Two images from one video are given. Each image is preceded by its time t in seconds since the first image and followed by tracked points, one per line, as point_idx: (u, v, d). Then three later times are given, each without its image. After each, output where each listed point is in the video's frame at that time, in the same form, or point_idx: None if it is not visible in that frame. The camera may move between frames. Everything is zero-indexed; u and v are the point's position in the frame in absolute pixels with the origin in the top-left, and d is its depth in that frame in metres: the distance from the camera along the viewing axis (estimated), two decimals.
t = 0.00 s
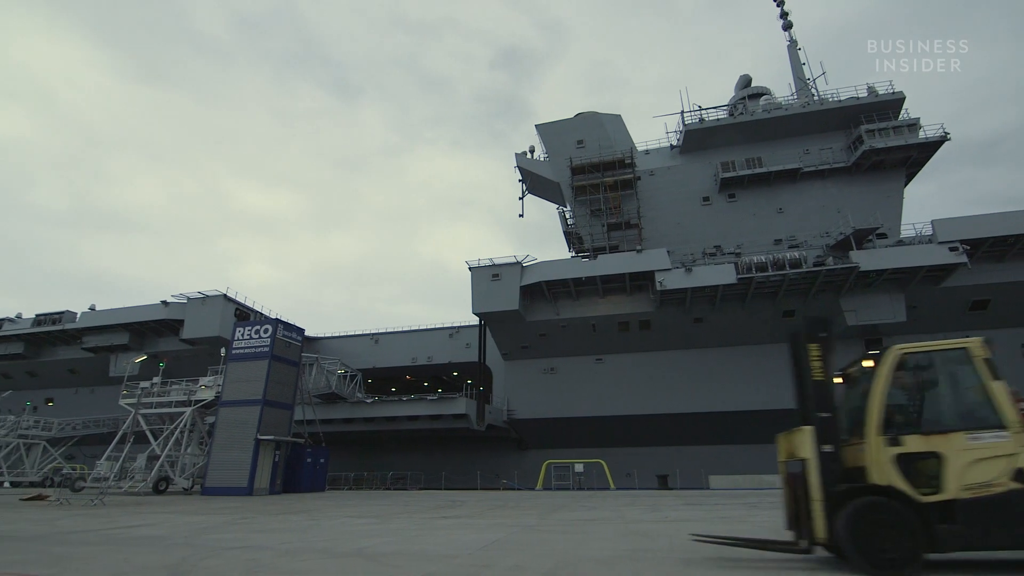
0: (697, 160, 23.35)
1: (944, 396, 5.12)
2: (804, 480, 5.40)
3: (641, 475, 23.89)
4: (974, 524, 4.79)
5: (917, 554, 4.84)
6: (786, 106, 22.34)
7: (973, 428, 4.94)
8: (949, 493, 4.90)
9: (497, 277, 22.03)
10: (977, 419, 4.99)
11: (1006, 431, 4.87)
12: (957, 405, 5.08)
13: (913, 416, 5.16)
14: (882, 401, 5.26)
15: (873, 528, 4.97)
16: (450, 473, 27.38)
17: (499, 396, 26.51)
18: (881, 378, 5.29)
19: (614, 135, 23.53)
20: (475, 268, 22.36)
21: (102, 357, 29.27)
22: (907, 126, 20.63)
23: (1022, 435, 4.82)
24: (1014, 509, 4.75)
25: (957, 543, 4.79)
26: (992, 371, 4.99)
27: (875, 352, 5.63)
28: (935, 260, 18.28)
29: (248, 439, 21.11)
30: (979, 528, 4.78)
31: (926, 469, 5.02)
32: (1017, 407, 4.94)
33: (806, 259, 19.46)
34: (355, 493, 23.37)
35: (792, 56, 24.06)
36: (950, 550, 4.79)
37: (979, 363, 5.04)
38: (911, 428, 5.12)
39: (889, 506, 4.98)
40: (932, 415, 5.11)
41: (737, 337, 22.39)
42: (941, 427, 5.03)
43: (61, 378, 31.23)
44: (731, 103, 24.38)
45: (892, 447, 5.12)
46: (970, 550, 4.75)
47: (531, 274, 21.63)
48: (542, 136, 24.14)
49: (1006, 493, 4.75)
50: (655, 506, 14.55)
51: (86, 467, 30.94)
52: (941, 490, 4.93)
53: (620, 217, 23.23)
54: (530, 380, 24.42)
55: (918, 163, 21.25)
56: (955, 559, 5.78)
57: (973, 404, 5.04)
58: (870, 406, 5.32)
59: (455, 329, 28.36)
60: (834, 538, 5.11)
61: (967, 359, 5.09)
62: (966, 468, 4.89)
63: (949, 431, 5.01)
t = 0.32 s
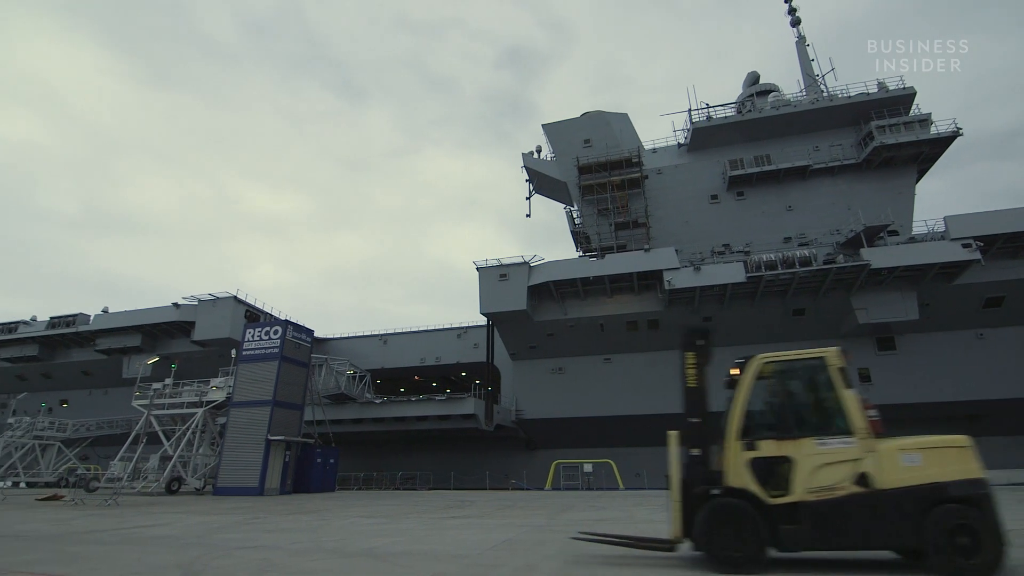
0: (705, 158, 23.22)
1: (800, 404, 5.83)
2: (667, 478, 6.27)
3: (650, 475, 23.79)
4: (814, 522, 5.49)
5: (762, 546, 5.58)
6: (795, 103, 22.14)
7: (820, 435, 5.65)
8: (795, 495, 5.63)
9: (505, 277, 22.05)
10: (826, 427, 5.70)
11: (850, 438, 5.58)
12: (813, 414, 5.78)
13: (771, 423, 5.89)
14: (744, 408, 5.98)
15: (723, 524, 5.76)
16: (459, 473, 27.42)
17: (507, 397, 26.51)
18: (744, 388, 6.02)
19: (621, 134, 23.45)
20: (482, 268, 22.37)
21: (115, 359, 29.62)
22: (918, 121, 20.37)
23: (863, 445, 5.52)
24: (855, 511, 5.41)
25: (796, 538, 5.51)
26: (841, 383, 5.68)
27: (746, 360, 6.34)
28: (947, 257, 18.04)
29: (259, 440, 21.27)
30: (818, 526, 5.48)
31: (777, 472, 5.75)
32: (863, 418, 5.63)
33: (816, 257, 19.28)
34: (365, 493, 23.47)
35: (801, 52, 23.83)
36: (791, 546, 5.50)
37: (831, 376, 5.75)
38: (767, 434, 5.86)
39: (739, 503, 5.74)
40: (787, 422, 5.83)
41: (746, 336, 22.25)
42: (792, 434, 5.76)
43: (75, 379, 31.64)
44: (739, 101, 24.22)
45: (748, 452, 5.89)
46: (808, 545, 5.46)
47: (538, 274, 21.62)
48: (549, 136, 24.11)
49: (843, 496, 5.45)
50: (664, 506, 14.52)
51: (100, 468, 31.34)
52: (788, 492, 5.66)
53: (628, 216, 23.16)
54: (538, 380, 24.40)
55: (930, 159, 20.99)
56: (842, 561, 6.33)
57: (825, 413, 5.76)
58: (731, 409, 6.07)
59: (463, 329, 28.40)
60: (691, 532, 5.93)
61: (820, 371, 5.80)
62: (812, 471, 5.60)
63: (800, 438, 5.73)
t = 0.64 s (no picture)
0: (714, 156, 23.06)
1: (651, 408, 5.80)
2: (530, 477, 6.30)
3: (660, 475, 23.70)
4: (653, 523, 5.50)
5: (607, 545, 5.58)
6: (805, 99, 21.92)
7: (663, 438, 5.62)
8: (637, 496, 5.62)
9: (513, 277, 22.06)
10: (672, 430, 5.65)
11: (689, 442, 5.54)
12: (665, 417, 5.73)
13: (624, 426, 5.86)
14: (601, 412, 5.97)
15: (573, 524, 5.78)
16: (469, 474, 27.45)
17: (517, 396, 26.51)
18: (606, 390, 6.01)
19: (629, 133, 23.37)
20: (491, 269, 22.40)
21: (129, 361, 30.02)
22: (930, 116, 20.11)
23: (700, 448, 5.49)
24: (686, 512, 5.42)
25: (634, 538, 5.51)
26: (688, 389, 5.66)
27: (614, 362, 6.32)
28: (962, 253, 17.79)
29: (270, 440, 21.46)
30: (655, 527, 5.48)
31: (624, 474, 5.73)
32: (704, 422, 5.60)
33: (828, 254, 19.06)
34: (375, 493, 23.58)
35: (810, 47, 23.60)
36: (631, 547, 5.51)
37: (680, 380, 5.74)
38: (619, 437, 5.84)
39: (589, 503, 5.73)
40: (639, 424, 5.81)
41: (756, 335, 22.09)
42: (640, 438, 5.73)
43: (91, 381, 32.11)
44: (748, 98, 24.04)
45: (600, 454, 5.87)
46: (645, 546, 5.48)
47: (547, 274, 21.61)
48: (556, 136, 24.09)
49: (679, 498, 5.43)
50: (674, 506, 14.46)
51: (115, 468, 31.78)
52: (631, 493, 5.65)
53: (636, 215, 23.09)
54: (547, 380, 24.37)
55: (943, 155, 20.70)
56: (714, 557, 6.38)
57: (672, 416, 5.73)
58: (589, 411, 6.06)
59: (472, 330, 28.46)
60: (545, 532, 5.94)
61: (673, 375, 5.78)
62: (653, 474, 5.58)
63: (647, 441, 5.71)
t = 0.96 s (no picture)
0: (724, 154, 22.90)
1: (521, 417, 6.76)
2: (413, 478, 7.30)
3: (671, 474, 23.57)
4: (513, 519, 6.43)
5: (474, 538, 6.52)
6: (815, 95, 21.67)
7: (527, 443, 6.56)
8: (502, 495, 6.58)
9: (522, 277, 22.05)
10: (537, 437, 6.61)
11: (550, 447, 6.47)
12: (533, 425, 6.67)
13: (499, 432, 6.84)
14: (478, 419, 6.94)
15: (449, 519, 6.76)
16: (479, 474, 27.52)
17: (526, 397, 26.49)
18: (484, 399, 6.99)
19: (637, 131, 23.27)
20: (500, 269, 22.39)
21: (143, 363, 30.39)
22: (944, 111, 19.81)
23: (559, 452, 6.40)
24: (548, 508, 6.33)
25: (497, 531, 6.48)
26: (552, 399, 6.58)
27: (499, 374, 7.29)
28: (978, 249, 17.51)
29: (283, 441, 21.65)
30: (515, 521, 6.42)
31: (495, 475, 6.69)
32: (565, 429, 6.51)
33: (840, 251, 18.84)
34: (386, 492, 23.70)
35: (821, 42, 23.36)
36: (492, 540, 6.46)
37: (548, 391, 6.66)
38: (493, 442, 6.82)
39: (460, 501, 6.70)
40: (511, 430, 6.78)
41: (767, 334, 21.90)
42: (510, 442, 6.70)
43: (106, 383, 32.58)
44: (757, 94, 23.83)
45: (475, 458, 6.85)
46: (505, 539, 6.42)
47: (556, 273, 21.58)
48: (564, 135, 24.04)
49: (537, 496, 6.38)
50: (685, 505, 14.42)
51: (131, 468, 32.23)
52: (498, 492, 6.61)
53: (645, 214, 22.99)
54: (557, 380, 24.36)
55: (957, 150, 20.40)
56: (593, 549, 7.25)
57: (539, 423, 6.67)
58: (470, 418, 7.06)
59: (481, 330, 28.52)
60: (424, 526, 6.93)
61: (542, 387, 6.71)
62: (518, 475, 6.54)
63: (515, 445, 6.67)
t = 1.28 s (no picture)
0: (732, 152, 22.76)
1: (426, 423, 7.91)
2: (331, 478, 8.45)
3: (681, 475, 23.48)
4: (411, 515, 7.59)
5: (379, 532, 7.66)
6: (824, 91, 21.48)
7: (428, 446, 7.71)
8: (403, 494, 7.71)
9: (529, 277, 22.05)
10: (435, 443, 7.74)
11: (447, 450, 7.61)
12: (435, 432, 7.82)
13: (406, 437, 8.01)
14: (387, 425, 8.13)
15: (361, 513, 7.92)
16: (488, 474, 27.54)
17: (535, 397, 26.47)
18: (395, 406, 8.14)
19: (644, 130, 23.19)
20: (507, 269, 22.41)
21: (156, 364, 30.74)
22: (956, 106, 19.55)
23: (454, 455, 7.54)
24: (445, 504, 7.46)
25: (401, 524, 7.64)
26: (452, 407, 7.73)
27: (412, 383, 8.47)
28: (992, 246, 17.29)
29: (293, 441, 21.80)
30: (417, 516, 7.57)
31: (399, 476, 7.87)
32: (461, 434, 7.63)
33: (850, 249, 18.65)
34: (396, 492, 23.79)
35: (829, 38, 23.14)
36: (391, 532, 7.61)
37: (450, 399, 7.82)
38: (400, 446, 8.00)
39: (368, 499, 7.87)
40: (418, 436, 7.96)
41: (777, 333, 21.73)
42: (413, 447, 7.88)
43: (119, 384, 32.97)
44: (765, 91, 23.65)
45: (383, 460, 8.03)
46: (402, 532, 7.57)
47: (563, 273, 21.54)
48: (571, 135, 24.01)
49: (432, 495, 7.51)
50: (694, 505, 14.37)
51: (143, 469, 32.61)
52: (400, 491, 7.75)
53: (653, 212, 22.90)
54: (565, 380, 24.34)
55: (970, 145, 20.13)
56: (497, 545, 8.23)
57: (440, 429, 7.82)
58: (383, 422, 8.23)
59: (489, 330, 28.56)
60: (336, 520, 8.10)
61: (444, 396, 7.87)
62: (419, 475, 7.71)
63: (420, 449, 7.84)
